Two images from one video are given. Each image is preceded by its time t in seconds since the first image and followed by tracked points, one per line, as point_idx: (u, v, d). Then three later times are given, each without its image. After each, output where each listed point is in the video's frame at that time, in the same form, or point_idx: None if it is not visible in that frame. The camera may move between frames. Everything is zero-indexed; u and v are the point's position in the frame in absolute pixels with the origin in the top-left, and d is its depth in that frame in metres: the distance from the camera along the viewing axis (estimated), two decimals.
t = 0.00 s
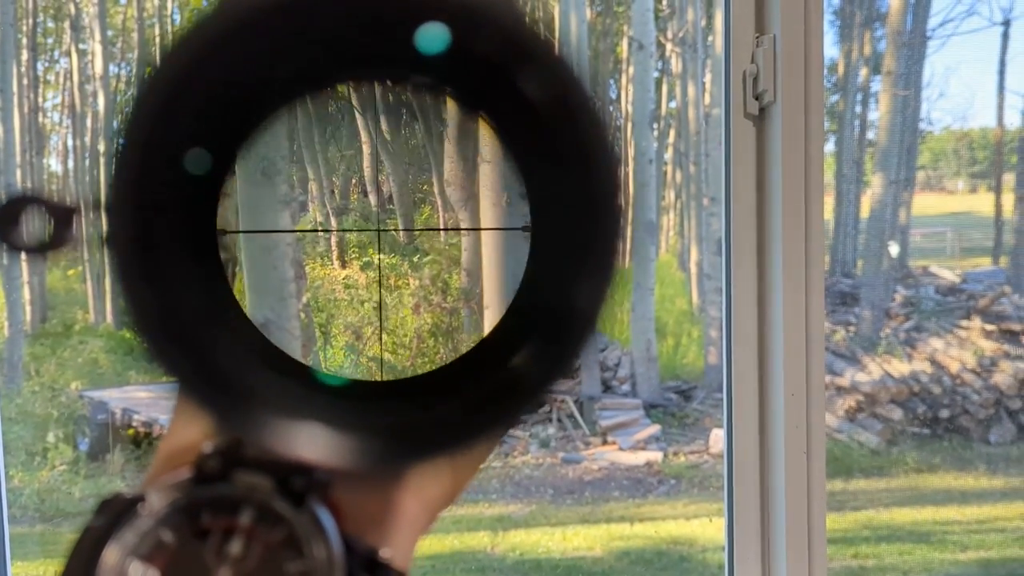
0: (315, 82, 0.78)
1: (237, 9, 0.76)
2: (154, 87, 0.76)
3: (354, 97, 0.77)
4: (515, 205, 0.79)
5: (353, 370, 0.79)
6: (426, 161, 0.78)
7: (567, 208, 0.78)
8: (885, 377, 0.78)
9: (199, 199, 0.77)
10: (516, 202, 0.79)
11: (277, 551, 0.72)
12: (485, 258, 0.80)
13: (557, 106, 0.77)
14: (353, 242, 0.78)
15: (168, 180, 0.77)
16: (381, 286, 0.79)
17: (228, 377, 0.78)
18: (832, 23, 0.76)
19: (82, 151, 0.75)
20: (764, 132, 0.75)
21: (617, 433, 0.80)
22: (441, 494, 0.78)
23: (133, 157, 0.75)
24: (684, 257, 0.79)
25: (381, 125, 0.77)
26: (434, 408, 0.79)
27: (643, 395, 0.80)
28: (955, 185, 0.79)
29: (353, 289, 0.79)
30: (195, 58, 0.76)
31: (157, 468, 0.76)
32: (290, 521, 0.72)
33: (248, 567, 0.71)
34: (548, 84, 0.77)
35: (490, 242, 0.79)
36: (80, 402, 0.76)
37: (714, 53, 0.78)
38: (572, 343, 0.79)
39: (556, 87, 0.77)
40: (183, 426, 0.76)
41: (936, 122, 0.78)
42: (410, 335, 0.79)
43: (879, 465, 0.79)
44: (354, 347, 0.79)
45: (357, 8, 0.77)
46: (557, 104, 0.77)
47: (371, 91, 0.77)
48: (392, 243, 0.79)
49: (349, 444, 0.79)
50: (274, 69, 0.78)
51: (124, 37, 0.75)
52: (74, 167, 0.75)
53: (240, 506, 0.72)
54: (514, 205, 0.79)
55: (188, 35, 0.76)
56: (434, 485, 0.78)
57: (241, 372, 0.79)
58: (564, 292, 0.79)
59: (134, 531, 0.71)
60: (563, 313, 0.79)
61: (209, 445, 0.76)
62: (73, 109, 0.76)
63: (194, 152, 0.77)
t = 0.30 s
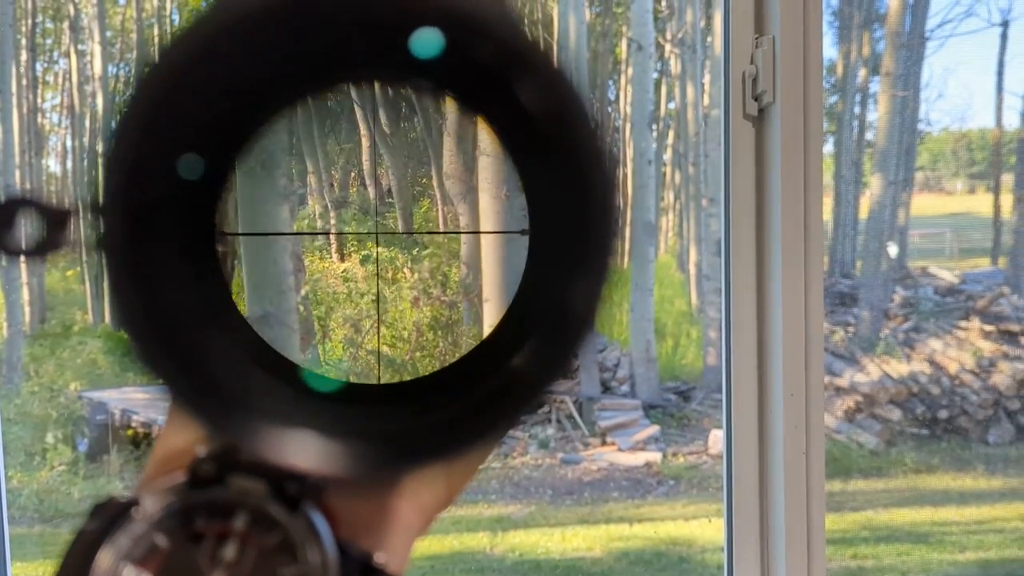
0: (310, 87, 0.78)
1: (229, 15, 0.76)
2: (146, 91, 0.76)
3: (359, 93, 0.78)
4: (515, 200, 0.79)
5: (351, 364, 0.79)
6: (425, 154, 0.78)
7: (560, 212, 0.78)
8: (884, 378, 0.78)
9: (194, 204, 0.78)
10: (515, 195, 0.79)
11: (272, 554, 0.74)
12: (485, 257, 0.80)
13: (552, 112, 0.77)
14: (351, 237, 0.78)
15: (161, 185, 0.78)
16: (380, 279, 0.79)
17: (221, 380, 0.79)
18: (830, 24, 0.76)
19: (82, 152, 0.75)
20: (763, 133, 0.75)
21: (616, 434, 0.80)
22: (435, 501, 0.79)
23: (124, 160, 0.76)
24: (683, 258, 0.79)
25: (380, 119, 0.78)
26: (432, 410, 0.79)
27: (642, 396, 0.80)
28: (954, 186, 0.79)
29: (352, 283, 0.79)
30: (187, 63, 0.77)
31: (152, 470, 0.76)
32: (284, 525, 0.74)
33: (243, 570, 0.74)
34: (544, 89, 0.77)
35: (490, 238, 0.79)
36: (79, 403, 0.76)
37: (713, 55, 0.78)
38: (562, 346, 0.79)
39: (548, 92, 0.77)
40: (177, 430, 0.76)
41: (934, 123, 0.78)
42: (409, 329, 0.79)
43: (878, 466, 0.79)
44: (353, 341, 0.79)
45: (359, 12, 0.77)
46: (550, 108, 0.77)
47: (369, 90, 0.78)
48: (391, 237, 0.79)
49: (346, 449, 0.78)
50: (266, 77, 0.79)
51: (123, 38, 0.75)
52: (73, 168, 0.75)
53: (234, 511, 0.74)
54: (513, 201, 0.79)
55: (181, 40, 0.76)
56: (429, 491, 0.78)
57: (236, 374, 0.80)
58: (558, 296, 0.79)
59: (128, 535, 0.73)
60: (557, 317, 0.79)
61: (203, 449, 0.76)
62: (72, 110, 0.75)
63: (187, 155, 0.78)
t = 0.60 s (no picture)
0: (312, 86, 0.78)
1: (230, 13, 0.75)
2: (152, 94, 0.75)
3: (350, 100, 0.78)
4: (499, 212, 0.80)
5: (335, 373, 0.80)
6: (409, 165, 0.79)
7: (567, 208, 0.78)
8: (880, 379, 0.78)
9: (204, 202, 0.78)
10: (501, 207, 0.80)
11: (279, 552, 0.73)
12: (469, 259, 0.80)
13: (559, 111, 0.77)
14: (335, 247, 0.79)
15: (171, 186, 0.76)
16: (363, 291, 0.80)
17: (232, 374, 0.78)
18: (827, 25, 0.76)
19: (78, 153, 0.75)
20: (760, 135, 0.75)
21: (612, 436, 0.80)
22: (441, 497, 0.78)
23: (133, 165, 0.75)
24: (681, 258, 0.79)
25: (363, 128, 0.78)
26: (436, 407, 0.80)
27: (639, 396, 0.80)
28: (950, 186, 0.79)
29: (334, 295, 0.79)
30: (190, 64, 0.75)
31: (159, 469, 0.75)
32: (292, 522, 0.73)
33: (251, 567, 0.72)
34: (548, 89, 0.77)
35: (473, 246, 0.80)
36: (76, 404, 0.76)
37: (710, 55, 0.78)
38: (568, 344, 0.78)
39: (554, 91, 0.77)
40: (187, 424, 0.76)
41: (931, 124, 0.78)
42: (392, 342, 0.80)
43: (874, 466, 0.79)
44: (336, 350, 0.80)
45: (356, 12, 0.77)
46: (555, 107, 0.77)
47: (365, 89, 0.78)
48: (374, 250, 0.79)
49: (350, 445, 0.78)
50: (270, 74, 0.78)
51: (120, 38, 0.75)
52: (70, 168, 0.75)
53: (242, 508, 0.73)
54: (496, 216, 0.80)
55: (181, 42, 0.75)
56: (435, 487, 0.78)
57: (245, 368, 0.79)
58: (565, 295, 0.79)
59: (138, 530, 0.71)
60: (563, 314, 0.79)
61: (212, 445, 0.75)
62: (68, 110, 0.76)
63: (197, 155, 0.77)
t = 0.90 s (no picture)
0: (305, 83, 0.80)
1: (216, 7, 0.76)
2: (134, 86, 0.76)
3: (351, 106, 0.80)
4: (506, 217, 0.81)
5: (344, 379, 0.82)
6: (418, 171, 0.80)
7: (557, 192, 0.79)
8: (876, 379, 0.78)
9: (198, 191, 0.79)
10: (509, 213, 0.81)
11: (270, 542, 0.74)
12: (478, 265, 0.82)
13: (546, 102, 0.78)
14: (345, 252, 0.80)
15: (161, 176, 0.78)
16: (373, 297, 0.81)
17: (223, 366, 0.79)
18: (823, 26, 0.76)
19: (74, 153, 0.75)
20: (755, 136, 0.75)
21: (608, 436, 0.80)
22: (434, 487, 0.79)
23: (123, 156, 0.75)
24: (677, 258, 0.79)
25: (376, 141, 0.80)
26: (427, 402, 0.81)
27: (635, 396, 0.80)
28: (945, 187, 0.79)
29: (344, 300, 0.81)
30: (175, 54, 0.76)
31: (150, 460, 0.76)
32: (282, 512, 0.74)
33: (240, 557, 0.73)
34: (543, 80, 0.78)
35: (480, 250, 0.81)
36: (71, 404, 0.76)
37: (705, 55, 0.78)
38: (549, 328, 0.79)
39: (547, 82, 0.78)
40: (177, 416, 0.77)
41: (925, 125, 0.78)
42: (401, 346, 0.82)
43: (869, 466, 0.79)
44: (345, 357, 0.82)
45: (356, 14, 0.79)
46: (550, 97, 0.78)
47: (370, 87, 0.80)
48: (383, 255, 0.81)
49: (342, 433, 0.80)
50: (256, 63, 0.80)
51: (114, 38, 0.75)
52: (65, 168, 0.75)
53: (233, 497, 0.74)
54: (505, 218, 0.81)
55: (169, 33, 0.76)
56: (425, 476, 0.79)
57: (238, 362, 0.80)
58: (552, 280, 0.80)
59: (128, 520, 0.73)
60: (553, 300, 0.80)
61: (202, 436, 0.76)
62: (64, 110, 0.75)
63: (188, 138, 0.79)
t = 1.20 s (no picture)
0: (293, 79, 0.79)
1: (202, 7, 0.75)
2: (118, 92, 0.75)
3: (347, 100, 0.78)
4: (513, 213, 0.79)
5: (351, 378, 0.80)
6: (424, 168, 0.79)
7: (545, 196, 0.78)
8: (873, 380, 0.78)
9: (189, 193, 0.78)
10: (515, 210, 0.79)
11: (262, 545, 0.72)
12: (485, 262, 0.80)
13: (542, 105, 0.78)
14: (351, 248, 0.79)
15: (151, 183, 0.77)
16: (379, 293, 0.80)
17: (215, 370, 0.78)
18: (820, 28, 0.76)
19: (70, 154, 0.75)
20: (752, 138, 0.75)
21: (605, 437, 0.80)
22: (425, 488, 0.79)
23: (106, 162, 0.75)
24: (674, 260, 0.79)
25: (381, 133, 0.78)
26: (417, 405, 0.80)
27: (632, 397, 0.80)
28: (942, 188, 0.79)
29: (350, 297, 0.80)
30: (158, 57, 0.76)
31: (141, 462, 0.75)
32: (274, 514, 0.72)
33: (233, 560, 0.72)
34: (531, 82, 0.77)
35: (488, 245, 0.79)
36: (68, 406, 0.76)
37: (702, 57, 0.78)
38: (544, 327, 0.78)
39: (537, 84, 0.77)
40: (169, 420, 0.76)
41: (922, 126, 0.78)
42: (407, 343, 0.80)
43: (866, 467, 0.79)
44: (351, 353, 0.80)
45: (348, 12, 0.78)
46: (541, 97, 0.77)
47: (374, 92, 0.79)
48: (389, 250, 0.79)
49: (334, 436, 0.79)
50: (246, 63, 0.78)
51: (111, 39, 0.75)
52: (61, 170, 0.75)
53: (225, 500, 0.72)
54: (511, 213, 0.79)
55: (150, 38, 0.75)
56: (417, 479, 0.78)
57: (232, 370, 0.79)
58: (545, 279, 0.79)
59: (118, 523, 0.71)
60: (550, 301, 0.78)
61: (193, 439, 0.75)
62: (60, 111, 0.75)
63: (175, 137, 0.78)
